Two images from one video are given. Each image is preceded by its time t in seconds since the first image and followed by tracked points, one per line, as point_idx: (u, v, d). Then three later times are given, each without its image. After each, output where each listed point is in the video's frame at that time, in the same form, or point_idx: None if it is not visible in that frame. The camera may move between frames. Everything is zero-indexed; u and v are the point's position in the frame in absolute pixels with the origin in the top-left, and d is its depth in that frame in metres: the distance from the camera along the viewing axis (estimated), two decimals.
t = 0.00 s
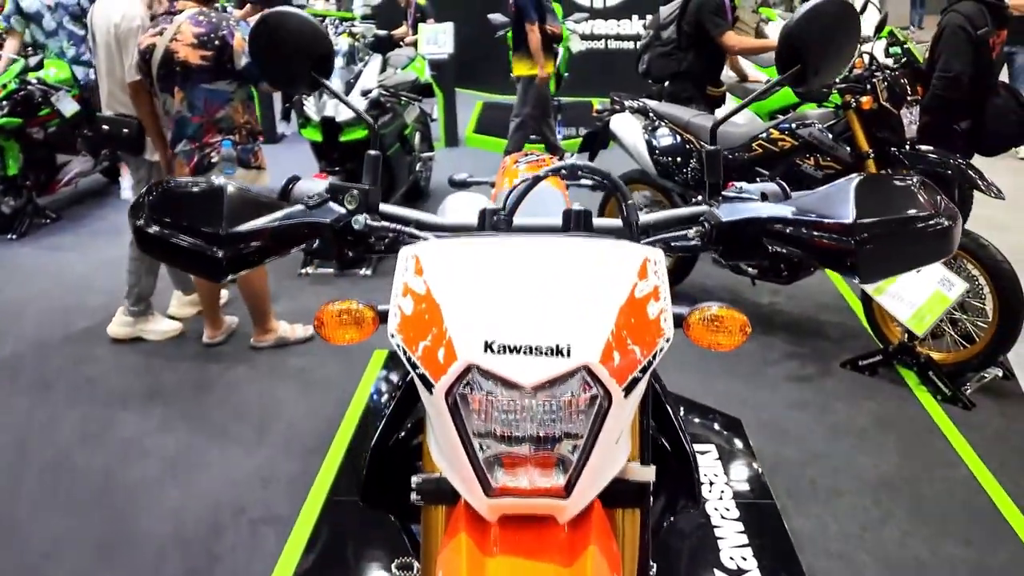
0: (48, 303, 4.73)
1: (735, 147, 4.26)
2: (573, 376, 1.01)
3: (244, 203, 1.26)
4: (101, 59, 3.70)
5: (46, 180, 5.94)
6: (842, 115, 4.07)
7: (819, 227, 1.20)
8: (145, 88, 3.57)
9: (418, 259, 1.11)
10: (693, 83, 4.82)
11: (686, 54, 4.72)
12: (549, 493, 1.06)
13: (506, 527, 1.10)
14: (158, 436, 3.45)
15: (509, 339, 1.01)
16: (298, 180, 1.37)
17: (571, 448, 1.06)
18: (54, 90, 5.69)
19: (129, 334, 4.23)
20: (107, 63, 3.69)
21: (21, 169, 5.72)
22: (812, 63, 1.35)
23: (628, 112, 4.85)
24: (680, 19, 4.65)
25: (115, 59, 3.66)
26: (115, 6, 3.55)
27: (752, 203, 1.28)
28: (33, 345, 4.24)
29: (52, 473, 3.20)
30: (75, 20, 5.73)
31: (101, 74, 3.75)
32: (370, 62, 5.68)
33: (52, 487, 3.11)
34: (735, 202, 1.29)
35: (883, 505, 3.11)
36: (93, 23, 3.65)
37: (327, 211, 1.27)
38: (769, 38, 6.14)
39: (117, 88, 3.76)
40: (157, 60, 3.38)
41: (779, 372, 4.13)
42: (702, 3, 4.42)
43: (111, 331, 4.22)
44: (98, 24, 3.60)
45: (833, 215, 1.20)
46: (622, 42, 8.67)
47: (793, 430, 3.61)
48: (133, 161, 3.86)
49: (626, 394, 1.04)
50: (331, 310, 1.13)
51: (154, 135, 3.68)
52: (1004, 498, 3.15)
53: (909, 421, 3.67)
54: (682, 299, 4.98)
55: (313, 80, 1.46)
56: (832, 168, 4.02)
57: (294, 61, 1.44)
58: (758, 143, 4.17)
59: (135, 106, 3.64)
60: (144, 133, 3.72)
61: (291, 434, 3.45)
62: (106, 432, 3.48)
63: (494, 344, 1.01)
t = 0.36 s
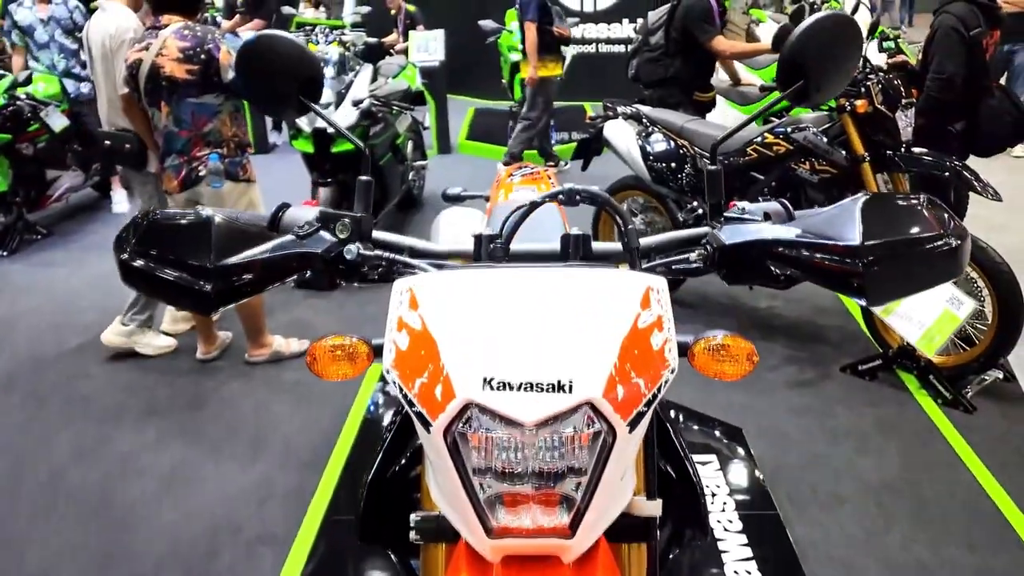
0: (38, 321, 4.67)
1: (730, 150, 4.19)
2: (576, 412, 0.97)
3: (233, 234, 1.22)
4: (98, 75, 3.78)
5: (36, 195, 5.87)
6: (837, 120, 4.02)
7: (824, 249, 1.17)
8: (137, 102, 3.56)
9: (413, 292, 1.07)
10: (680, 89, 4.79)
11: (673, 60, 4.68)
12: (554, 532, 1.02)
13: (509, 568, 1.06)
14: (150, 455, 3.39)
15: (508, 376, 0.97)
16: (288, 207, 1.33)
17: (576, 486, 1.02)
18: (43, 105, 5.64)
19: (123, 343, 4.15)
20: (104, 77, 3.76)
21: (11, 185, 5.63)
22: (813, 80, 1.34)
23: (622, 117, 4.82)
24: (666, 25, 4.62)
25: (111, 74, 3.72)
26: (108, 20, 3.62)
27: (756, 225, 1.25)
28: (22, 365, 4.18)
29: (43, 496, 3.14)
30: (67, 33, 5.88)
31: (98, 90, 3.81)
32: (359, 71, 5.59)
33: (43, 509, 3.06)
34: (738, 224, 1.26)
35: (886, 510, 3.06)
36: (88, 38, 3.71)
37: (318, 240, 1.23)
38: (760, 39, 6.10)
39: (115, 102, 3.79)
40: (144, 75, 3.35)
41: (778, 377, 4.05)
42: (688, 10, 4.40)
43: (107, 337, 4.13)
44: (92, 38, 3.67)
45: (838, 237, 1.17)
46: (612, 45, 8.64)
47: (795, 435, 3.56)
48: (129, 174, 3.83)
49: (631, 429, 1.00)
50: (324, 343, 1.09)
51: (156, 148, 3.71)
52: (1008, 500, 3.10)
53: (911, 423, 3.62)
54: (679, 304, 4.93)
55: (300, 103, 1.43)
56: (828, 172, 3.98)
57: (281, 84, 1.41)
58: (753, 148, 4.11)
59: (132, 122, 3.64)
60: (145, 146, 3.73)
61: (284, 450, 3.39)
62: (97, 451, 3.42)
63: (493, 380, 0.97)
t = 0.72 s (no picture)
0: (25, 335, 4.60)
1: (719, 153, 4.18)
2: (571, 445, 0.93)
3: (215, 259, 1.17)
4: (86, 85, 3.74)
5: (23, 207, 5.79)
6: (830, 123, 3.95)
7: (826, 271, 1.13)
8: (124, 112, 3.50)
9: (401, 321, 1.04)
10: (666, 93, 4.76)
11: (659, 64, 4.67)
12: (553, 567, 0.98)
13: None
14: (139, 473, 3.33)
15: (501, 408, 0.94)
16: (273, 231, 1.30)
17: (572, 520, 0.98)
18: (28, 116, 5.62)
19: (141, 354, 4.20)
20: (92, 88, 3.73)
21: None
22: (810, 93, 1.31)
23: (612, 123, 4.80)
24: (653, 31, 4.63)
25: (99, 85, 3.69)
26: (98, 30, 3.60)
27: (753, 243, 1.22)
28: (9, 381, 4.11)
29: (31, 517, 3.08)
30: (56, 44, 5.84)
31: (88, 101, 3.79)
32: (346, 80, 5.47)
33: (31, 531, 3.00)
34: (736, 242, 1.23)
35: (886, 519, 3.03)
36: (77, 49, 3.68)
37: (303, 265, 1.19)
38: (749, 41, 6.07)
39: (104, 113, 3.74)
40: (129, 85, 3.31)
41: (774, 385, 3.99)
42: (676, 15, 4.36)
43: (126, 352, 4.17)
44: (81, 50, 3.66)
45: (838, 257, 1.14)
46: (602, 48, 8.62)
47: (793, 442, 3.51)
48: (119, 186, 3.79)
49: (629, 461, 0.97)
50: (309, 375, 1.06)
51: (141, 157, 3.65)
52: (1008, 507, 3.07)
53: (909, 428, 3.58)
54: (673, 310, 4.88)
55: (283, 123, 1.39)
56: (820, 175, 3.95)
57: (263, 103, 1.37)
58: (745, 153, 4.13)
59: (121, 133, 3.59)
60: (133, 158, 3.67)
61: (276, 465, 3.33)
62: (86, 470, 3.36)
63: (485, 414, 0.93)
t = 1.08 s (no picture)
0: (9, 345, 4.53)
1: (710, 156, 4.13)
2: (560, 466, 0.90)
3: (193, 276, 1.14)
4: (73, 90, 3.71)
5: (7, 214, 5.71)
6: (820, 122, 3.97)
7: (820, 282, 1.11)
8: (108, 117, 3.45)
9: (384, 339, 1.01)
10: (652, 94, 4.74)
11: (645, 65, 4.65)
12: None
13: None
14: (126, 484, 3.28)
15: (487, 430, 0.91)
16: (253, 246, 1.27)
17: (563, 543, 0.94)
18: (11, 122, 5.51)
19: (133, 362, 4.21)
20: (78, 92, 3.69)
21: None
22: (801, 100, 1.29)
23: (600, 125, 4.80)
24: (640, 32, 4.60)
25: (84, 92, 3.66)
26: (82, 34, 3.56)
27: (745, 253, 1.19)
28: None
29: (16, 531, 3.03)
30: (39, 50, 5.77)
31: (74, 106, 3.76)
32: (334, 81, 5.23)
33: (17, 545, 2.95)
34: (728, 252, 1.20)
35: (880, 522, 3.01)
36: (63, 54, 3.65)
37: (284, 280, 1.16)
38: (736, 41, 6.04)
39: (89, 118, 3.71)
40: (112, 91, 3.26)
41: (765, 385, 3.97)
42: (661, 17, 4.33)
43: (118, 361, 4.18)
44: (65, 55, 3.62)
45: (831, 267, 1.11)
46: (589, 48, 8.58)
47: (786, 444, 3.49)
48: (104, 191, 3.76)
49: (619, 482, 0.94)
50: (290, 395, 1.03)
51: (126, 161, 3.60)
52: (1002, 508, 3.06)
53: (902, 429, 3.57)
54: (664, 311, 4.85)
55: (262, 135, 1.36)
56: (808, 175, 3.94)
57: (241, 114, 1.34)
58: (734, 153, 4.09)
59: (105, 138, 3.55)
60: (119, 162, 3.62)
61: (264, 475, 3.29)
62: (73, 482, 3.31)
63: (470, 435, 0.90)
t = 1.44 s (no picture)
0: None
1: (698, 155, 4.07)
2: (541, 479, 0.89)
3: (170, 287, 1.12)
4: (54, 91, 3.68)
5: None
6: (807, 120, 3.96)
7: (805, 287, 1.09)
8: (91, 118, 3.41)
9: (361, 351, 0.99)
10: (641, 93, 4.73)
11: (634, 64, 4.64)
12: None
13: None
14: (110, 490, 3.24)
15: (468, 442, 0.89)
16: (231, 253, 1.24)
17: (546, 557, 0.92)
18: None
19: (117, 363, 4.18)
20: (60, 94, 3.65)
21: None
22: (786, 101, 1.28)
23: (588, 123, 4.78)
24: (627, 30, 4.58)
25: (65, 92, 3.61)
26: (63, 35, 3.51)
27: (730, 258, 1.18)
28: None
29: None
30: (18, 50, 5.71)
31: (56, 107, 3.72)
32: (320, 81, 5.19)
33: None
34: (713, 257, 1.19)
35: (868, 520, 3.01)
36: (44, 55, 3.60)
37: (261, 289, 1.14)
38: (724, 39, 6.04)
39: (71, 120, 3.67)
40: (96, 92, 3.22)
41: (753, 384, 3.96)
42: (648, 16, 4.31)
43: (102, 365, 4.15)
44: (47, 55, 3.58)
45: (816, 272, 1.10)
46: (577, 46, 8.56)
47: (775, 444, 3.48)
48: (87, 192, 3.72)
49: (602, 494, 0.92)
50: (266, 407, 1.02)
51: (109, 163, 3.56)
52: (990, 505, 3.07)
53: (890, 426, 3.57)
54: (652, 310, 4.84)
55: (240, 140, 1.33)
56: (796, 174, 3.92)
57: (217, 120, 1.31)
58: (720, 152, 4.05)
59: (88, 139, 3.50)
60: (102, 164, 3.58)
61: (250, 480, 3.26)
62: (56, 488, 3.28)
63: (450, 448, 0.89)
